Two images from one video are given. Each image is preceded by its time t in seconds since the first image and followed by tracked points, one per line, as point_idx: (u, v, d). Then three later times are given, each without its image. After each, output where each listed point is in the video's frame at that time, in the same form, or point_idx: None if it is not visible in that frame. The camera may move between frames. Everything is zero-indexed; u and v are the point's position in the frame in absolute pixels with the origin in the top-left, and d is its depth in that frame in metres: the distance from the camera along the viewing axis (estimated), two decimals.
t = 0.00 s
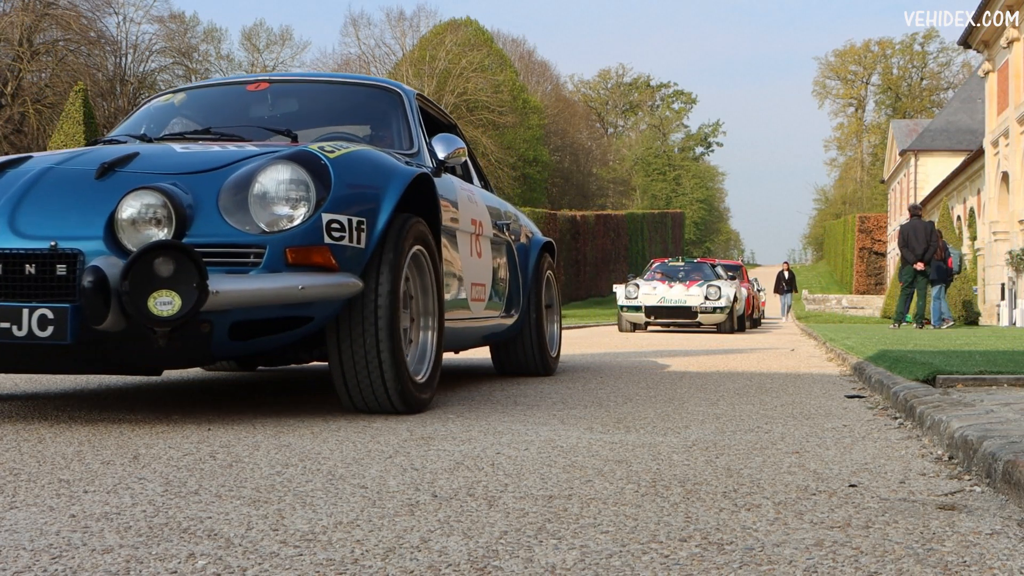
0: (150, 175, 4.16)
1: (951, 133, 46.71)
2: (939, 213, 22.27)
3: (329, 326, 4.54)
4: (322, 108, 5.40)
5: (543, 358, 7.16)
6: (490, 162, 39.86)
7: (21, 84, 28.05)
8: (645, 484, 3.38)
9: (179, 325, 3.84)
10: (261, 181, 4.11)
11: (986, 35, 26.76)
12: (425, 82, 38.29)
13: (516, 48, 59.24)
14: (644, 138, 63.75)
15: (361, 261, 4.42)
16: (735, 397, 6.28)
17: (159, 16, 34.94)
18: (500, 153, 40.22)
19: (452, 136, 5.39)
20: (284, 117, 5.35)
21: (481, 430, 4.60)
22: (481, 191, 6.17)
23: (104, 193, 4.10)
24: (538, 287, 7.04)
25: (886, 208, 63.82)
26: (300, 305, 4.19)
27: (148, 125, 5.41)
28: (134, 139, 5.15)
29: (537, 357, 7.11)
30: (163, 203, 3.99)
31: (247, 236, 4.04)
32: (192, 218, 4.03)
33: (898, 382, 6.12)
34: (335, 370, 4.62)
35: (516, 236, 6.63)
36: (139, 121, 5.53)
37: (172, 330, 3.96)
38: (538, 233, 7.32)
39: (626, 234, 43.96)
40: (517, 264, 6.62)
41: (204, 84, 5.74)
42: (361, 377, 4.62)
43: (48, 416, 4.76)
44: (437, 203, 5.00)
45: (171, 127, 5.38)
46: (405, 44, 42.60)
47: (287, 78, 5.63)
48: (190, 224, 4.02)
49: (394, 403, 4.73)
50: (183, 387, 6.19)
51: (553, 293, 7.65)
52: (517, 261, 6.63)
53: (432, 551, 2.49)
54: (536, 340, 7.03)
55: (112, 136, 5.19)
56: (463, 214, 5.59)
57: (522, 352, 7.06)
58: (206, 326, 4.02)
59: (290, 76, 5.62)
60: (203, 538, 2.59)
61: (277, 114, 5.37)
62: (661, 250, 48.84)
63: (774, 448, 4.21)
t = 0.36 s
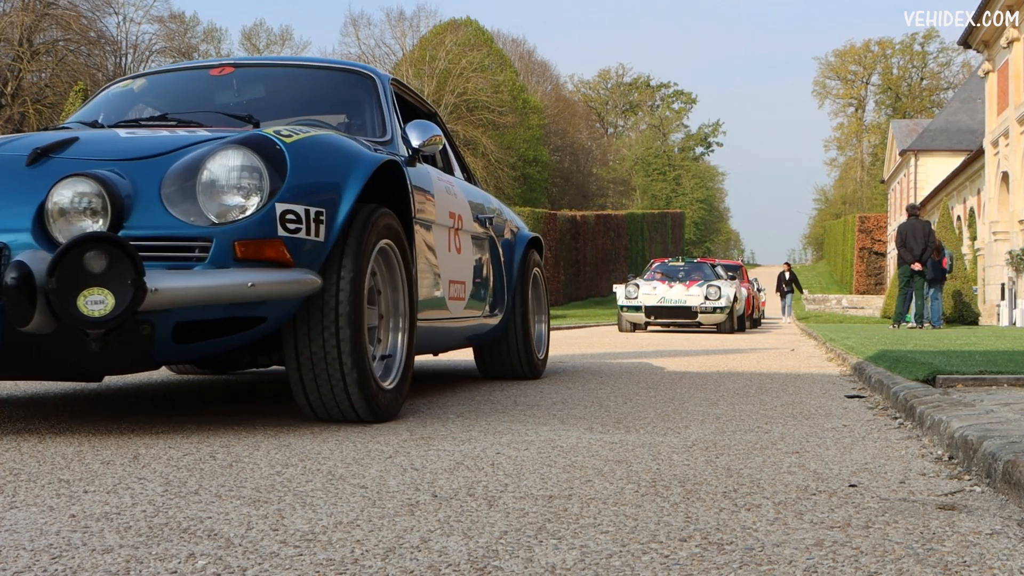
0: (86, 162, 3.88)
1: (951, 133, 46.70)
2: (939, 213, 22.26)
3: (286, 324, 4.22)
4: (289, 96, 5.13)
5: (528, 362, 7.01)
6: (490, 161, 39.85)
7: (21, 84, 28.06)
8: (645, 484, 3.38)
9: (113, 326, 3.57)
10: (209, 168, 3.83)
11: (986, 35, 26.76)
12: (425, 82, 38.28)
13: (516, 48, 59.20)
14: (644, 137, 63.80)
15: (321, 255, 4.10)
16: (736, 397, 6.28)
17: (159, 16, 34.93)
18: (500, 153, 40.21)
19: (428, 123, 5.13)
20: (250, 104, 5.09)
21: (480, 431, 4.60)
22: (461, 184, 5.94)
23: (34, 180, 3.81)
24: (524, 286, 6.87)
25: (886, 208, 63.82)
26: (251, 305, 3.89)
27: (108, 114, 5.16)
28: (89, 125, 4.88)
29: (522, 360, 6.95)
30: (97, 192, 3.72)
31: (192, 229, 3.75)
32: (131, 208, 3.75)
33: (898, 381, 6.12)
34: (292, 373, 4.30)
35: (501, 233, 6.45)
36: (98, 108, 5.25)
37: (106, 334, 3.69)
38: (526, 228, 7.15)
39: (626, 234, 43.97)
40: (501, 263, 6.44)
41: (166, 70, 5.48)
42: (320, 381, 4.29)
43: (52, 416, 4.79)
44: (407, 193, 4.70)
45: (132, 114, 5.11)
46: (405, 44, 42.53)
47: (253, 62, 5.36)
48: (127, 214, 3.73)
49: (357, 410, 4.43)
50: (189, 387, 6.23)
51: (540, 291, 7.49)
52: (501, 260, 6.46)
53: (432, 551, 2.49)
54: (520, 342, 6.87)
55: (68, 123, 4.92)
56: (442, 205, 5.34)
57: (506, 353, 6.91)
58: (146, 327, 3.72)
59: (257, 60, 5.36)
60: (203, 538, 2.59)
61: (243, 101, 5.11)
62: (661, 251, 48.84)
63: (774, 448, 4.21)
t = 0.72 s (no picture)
0: (15, 146, 3.62)
1: (951, 133, 46.68)
2: (939, 213, 22.24)
3: (238, 325, 3.98)
4: (254, 82, 4.89)
5: (514, 364, 6.75)
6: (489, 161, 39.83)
7: (21, 84, 28.07)
8: (645, 484, 3.38)
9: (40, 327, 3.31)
10: (150, 152, 3.59)
11: (986, 35, 26.75)
12: (425, 82, 38.29)
13: (516, 48, 59.18)
14: (644, 137, 63.82)
15: (274, 249, 3.86)
16: (735, 397, 6.29)
17: (159, 16, 34.92)
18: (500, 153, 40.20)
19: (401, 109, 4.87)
20: (213, 88, 4.85)
21: (480, 430, 4.60)
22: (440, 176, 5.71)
23: None
24: (510, 284, 6.65)
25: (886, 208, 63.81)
26: (193, 304, 3.64)
27: (64, 99, 4.90)
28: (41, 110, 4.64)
29: (507, 362, 6.71)
30: (23, 179, 3.46)
31: (126, 219, 3.50)
32: (60, 198, 3.50)
33: (898, 381, 6.12)
34: (245, 379, 4.05)
35: (484, 228, 6.24)
36: (53, 95, 4.99)
37: (29, 336, 3.40)
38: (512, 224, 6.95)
39: (626, 234, 43.96)
40: (485, 259, 6.22)
41: (124, 54, 5.23)
42: (275, 388, 4.05)
43: (51, 416, 4.81)
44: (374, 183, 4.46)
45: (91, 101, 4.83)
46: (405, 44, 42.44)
47: (220, 47, 5.10)
48: (56, 204, 3.49)
49: (315, 418, 4.16)
50: (192, 386, 6.25)
51: (527, 291, 7.28)
52: (485, 256, 6.24)
53: (431, 552, 2.49)
54: (505, 343, 6.64)
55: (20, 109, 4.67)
56: (416, 198, 5.10)
57: (490, 354, 6.68)
58: (77, 329, 3.45)
59: (220, 43, 5.13)
60: (203, 538, 2.59)
61: (207, 86, 4.87)
62: (661, 251, 48.84)
63: (774, 448, 4.20)
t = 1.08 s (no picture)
0: None
1: (951, 133, 46.68)
2: (939, 213, 22.24)
3: (183, 326, 3.70)
4: (218, 65, 4.68)
5: (500, 367, 6.55)
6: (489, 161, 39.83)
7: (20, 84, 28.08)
8: (645, 484, 3.38)
9: None
10: (84, 135, 3.32)
11: (986, 35, 26.75)
12: (425, 82, 38.32)
13: (516, 48, 59.17)
14: (644, 137, 63.83)
15: (221, 243, 3.57)
16: (735, 397, 6.28)
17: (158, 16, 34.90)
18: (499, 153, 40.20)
19: (373, 94, 4.57)
20: (174, 73, 4.66)
21: (480, 430, 4.61)
22: (419, 168, 5.45)
23: None
24: (494, 280, 6.42)
25: (886, 207, 63.86)
26: (128, 302, 3.33)
27: (17, 83, 4.69)
28: None
29: (491, 363, 6.48)
30: None
31: (54, 209, 3.22)
32: None
33: (898, 381, 6.12)
34: (193, 386, 3.76)
35: (467, 222, 6.00)
36: (7, 80, 4.77)
37: None
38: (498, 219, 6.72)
39: (626, 234, 43.96)
40: (467, 254, 5.99)
41: (81, 37, 5.02)
42: (225, 395, 3.76)
43: (49, 416, 4.80)
44: (339, 173, 4.18)
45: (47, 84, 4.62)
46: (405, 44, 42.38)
47: (180, 28, 4.91)
48: None
49: (270, 428, 3.88)
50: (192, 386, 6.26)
51: (514, 291, 7.06)
52: (467, 251, 6.00)
53: (431, 551, 2.49)
54: (489, 343, 6.41)
55: None
56: (388, 189, 4.79)
57: (473, 355, 6.44)
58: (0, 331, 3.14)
59: (182, 24, 4.93)
60: (203, 538, 2.59)
61: (168, 71, 4.67)
62: (661, 251, 48.84)
63: (774, 448, 4.21)
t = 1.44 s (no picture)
0: None
1: (951, 133, 46.70)
2: (940, 213, 22.23)
3: (119, 323, 3.37)
4: (180, 49, 4.46)
5: (485, 368, 6.25)
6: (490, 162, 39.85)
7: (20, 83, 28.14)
8: (645, 484, 3.38)
9: None
10: (10, 115, 3.01)
11: (986, 35, 26.76)
12: (425, 82, 38.38)
13: (516, 48, 59.19)
14: (644, 137, 63.85)
15: (161, 234, 3.25)
16: (735, 397, 6.28)
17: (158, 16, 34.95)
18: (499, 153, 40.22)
19: (343, 78, 4.32)
20: (135, 56, 4.44)
21: (479, 431, 4.61)
22: (395, 159, 5.15)
23: None
24: (480, 278, 6.15)
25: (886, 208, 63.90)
26: (53, 300, 3.00)
27: None
28: None
29: (475, 368, 6.21)
30: None
31: None
32: None
33: (898, 381, 6.12)
34: (131, 393, 3.42)
35: (450, 216, 5.74)
36: None
37: None
38: (485, 214, 6.47)
39: (626, 234, 43.97)
40: (451, 250, 5.73)
41: (38, 22, 4.82)
42: (166, 402, 3.42)
43: (43, 416, 4.79)
44: (301, 157, 3.87)
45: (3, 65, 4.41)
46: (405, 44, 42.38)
47: (141, 11, 4.70)
48: None
49: (217, 439, 3.55)
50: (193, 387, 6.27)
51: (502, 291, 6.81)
52: (450, 247, 5.75)
53: (432, 552, 2.49)
54: (474, 345, 6.14)
55: None
56: (361, 180, 4.49)
57: (456, 358, 6.18)
58: None
59: (143, 7, 4.72)
60: (203, 538, 2.59)
61: (127, 54, 4.45)
62: (661, 251, 48.86)
63: (774, 448, 4.20)
